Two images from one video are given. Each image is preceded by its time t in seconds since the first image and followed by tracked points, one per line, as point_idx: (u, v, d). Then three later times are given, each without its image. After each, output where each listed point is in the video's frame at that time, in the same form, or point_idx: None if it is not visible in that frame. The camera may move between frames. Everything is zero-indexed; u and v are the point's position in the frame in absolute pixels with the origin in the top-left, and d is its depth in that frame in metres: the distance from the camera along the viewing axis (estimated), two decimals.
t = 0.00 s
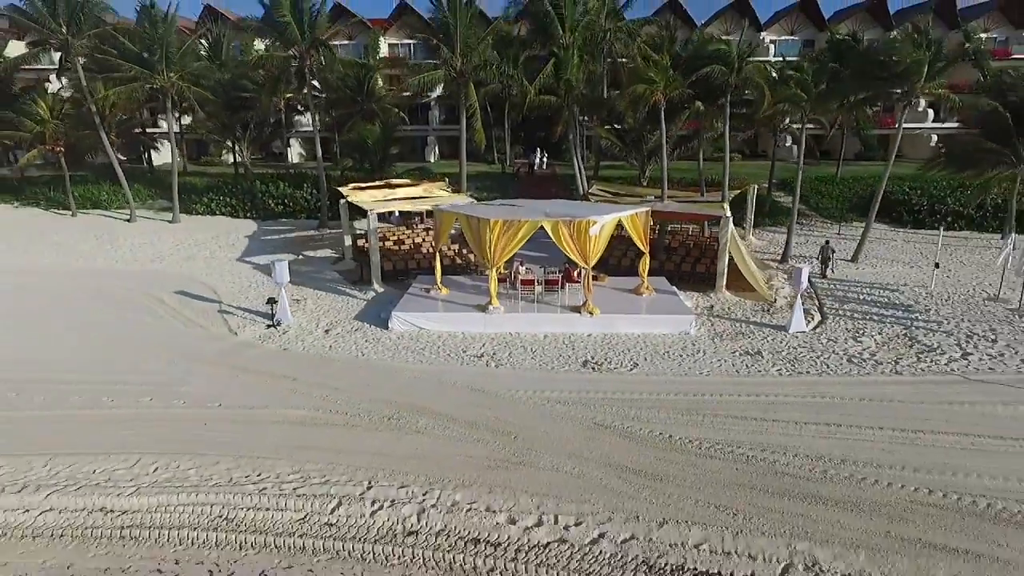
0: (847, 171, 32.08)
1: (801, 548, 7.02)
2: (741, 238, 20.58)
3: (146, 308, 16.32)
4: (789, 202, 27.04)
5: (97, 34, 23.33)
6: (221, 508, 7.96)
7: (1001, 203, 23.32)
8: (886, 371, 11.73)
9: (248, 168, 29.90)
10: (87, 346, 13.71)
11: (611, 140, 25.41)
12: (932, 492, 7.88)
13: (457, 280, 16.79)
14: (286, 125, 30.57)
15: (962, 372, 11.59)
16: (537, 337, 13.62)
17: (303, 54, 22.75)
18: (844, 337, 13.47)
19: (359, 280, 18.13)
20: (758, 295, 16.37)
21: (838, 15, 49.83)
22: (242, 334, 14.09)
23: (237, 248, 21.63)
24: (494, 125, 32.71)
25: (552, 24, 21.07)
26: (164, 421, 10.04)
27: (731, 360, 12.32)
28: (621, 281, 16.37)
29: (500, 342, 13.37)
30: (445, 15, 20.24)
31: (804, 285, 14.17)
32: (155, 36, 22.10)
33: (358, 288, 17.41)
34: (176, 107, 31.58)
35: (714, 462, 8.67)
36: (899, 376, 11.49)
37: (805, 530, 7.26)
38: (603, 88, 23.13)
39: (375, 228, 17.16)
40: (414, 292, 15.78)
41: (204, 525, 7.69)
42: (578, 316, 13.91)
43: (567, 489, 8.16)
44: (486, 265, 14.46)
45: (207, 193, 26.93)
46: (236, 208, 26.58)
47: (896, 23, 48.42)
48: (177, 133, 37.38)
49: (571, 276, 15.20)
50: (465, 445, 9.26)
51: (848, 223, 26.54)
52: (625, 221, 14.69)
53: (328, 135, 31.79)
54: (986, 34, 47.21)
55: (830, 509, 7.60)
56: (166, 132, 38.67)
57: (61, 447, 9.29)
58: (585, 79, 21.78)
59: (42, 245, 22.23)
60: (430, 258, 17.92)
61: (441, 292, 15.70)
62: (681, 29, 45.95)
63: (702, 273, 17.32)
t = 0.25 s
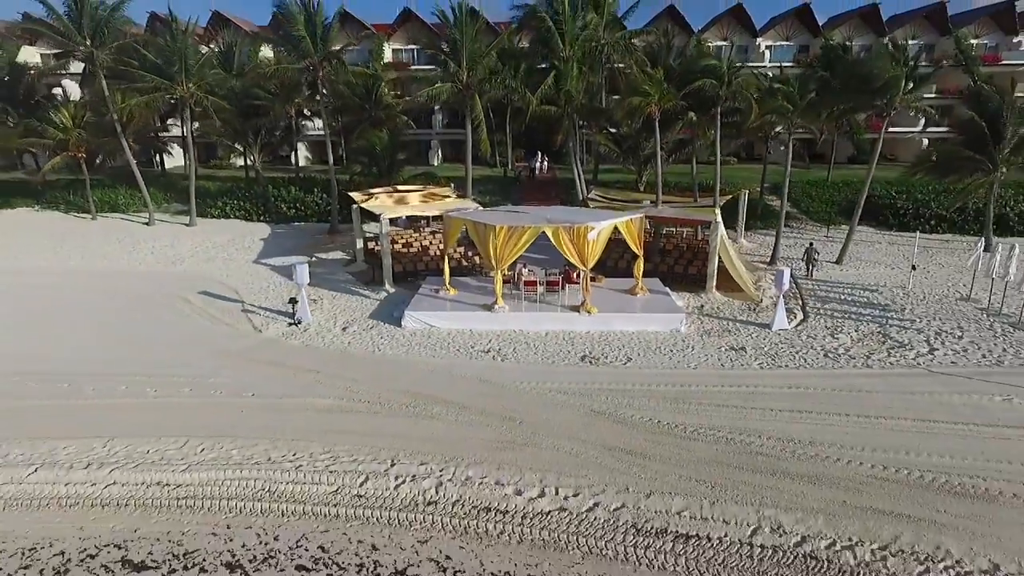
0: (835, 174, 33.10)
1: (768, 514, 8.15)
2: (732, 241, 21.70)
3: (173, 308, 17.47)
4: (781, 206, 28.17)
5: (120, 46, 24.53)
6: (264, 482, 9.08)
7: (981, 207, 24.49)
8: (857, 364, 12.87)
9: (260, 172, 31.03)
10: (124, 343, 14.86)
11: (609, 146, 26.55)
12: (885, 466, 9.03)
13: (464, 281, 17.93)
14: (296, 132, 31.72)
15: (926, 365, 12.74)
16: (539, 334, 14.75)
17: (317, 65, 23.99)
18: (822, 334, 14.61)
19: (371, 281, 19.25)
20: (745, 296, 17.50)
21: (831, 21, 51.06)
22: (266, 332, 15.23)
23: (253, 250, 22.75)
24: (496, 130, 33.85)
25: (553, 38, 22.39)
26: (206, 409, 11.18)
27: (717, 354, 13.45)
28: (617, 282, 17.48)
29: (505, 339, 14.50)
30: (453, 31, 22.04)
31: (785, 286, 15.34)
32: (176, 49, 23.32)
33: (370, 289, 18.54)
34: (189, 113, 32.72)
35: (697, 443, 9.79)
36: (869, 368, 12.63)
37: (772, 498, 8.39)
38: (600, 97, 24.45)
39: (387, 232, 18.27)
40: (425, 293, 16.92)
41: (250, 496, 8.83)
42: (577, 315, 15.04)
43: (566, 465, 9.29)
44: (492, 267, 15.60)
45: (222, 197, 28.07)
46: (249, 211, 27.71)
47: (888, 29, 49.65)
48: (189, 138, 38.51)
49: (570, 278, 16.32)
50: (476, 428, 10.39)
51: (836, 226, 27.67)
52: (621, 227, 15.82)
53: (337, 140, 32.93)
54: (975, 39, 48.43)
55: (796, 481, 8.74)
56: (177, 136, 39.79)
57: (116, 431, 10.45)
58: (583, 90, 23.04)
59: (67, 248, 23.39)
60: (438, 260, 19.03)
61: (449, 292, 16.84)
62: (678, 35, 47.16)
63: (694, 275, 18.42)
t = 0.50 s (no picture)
0: (833, 179, 33.76)
1: (745, 488, 9.29)
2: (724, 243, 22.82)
3: (199, 308, 18.64)
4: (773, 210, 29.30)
5: (142, 58, 25.78)
6: (299, 462, 10.25)
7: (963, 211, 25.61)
8: (834, 359, 13.99)
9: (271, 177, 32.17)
10: (157, 341, 16.04)
11: (608, 152, 27.69)
12: (850, 448, 10.17)
13: (471, 282, 19.07)
14: (307, 138, 32.89)
15: (897, 360, 13.86)
16: (542, 332, 15.89)
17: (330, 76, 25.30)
18: (805, 331, 15.74)
19: (382, 282, 20.38)
20: (735, 296, 18.62)
21: (825, 28, 52.33)
22: (288, 330, 16.38)
23: (269, 253, 23.88)
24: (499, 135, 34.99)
25: (555, 50, 23.98)
26: (241, 400, 12.37)
27: (706, 350, 14.59)
28: (614, 283, 18.61)
29: (511, 336, 15.64)
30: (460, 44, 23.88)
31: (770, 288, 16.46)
32: (196, 61, 24.59)
33: (382, 289, 19.66)
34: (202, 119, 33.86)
35: (684, 428, 10.94)
36: (845, 363, 13.74)
37: (748, 475, 9.54)
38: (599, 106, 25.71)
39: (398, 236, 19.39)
40: (434, 293, 18.06)
41: (288, 474, 10.00)
42: (577, 314, 16.17)
43: (567, 447, 10.45)
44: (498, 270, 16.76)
45: (235, 202, 29.19)
46: (262, 215, 28.84)
47: (880, 36, 50.92)
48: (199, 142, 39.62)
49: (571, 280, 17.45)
50: (486, 416, 11.55)
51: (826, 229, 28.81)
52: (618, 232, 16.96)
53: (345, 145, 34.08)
54: (965, 46, 49.69)
55: (771, 461, 9.89)
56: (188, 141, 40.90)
57: (163, 418, 11.64)
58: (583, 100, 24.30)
59: (92, 251, 24.57)
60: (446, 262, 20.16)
61: (457, 293, 17.97)
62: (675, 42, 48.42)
63: (687, 276, 19.54)
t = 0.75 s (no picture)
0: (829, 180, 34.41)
1: (726, 469, 10.42)
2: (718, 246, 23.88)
3: (221, 308, 19.80)
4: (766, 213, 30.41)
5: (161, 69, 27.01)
6: (326, 447, 11.40)
7: (948, 215, 26.68)
8: (815, 354, 15.10)
9: (282, 181, 33.27)
10: (185, 339, 17.20)
11: (607, 158, 28.82)
12: (823, 433, 11.30)
13: (477, 284, 20.20)
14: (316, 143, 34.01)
15: (873, 355, 14.97)
16: (545, 330, 17.01)
17: (341, 87, 26.60)
18: (789, 330, 16.86)
19: (393, 283, 21.51)
20: (726, 297, 19.74)
21: (821, 34, 53.54)
22: (307, 329, 17.52)
23: (282, 255, 25.00)
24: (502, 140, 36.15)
25: (556, 63, 25.75)
26: (269, 392, 13.52)
27: (696, 347, 15.72)
28: (612, 285, 19.72)
29: (515, 334, 16.77)
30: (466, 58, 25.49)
31: (757, 289, 17.57)
32: (214, 72, 25.80)
33: (392, 290, 20.79)
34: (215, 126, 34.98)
35: (674, 417, 12.07)
36: (825, 358, 14.84)
37: (729, 457, 10.67)
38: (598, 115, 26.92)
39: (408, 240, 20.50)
40: (443, 294, 19.18)
41: (317, 456, 11.15)
42: (578, 314, 17.30)
43: (567, 433, 11.59)
44: (504, 272, 17.90)
45: (248, 205, 30.33)
46: (274, 218, 29.98)
47: (874, 42, 52.12)
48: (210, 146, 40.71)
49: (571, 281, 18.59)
50: (494, 406, 12.69)
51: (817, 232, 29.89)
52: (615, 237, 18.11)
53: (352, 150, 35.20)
54: (957, 52, 50.86)
55: (750, 445, 11.02)
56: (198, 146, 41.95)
57: (201, 408, 12.80)
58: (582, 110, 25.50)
59: (114, 253, 25.74)
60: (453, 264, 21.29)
61: (464, 294, 19.10)
62: (674, 48, 49.61)
63: (681, 278, 20.66)
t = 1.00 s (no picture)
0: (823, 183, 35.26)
1: (710, 453, 11.56)
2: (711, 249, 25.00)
3: (240, 307, 20.95)
4: (759, 217, 31.53)
5: (178, 79, 28.22)
6: (349, 434, 12.56)
7: (932, 219, 27.83)
8: (798, 351, 16.24)
9: (291, 186, 34.41)
10: (210, 337, 18.35)
11: (605, 165, 29.97)
12: (800, 421, 12.44)
13: (482, 286, 21.36)
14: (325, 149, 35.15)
15: (851, 352, 16.12)
16: (547, 329, 18.14)
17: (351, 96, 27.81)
18: (775, 329, 18.00)
19: (402, 284, 22.66)
20: (717, 298, 20.91)
21: (816, 40, 54.71)
22: (323, 327, 18.67)
23: (295, 258, 26.13)
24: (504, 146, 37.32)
25: (557, 74, 27.20)
26: (293, 386, 14.69)
27: (688, 344, 16.87)
28: (610, 287, 20.87)
29: (518, 333, 17.89)
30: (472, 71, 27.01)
31: (746, 291, 18.71)
32: (230, 82, 27.00)
33: (402, 292, 21.93)
34: (226, 132, 36.14)
35: (665, 407, 13.21)
36: (807, 355, 15.96)
37: (714, 443, 11.82)
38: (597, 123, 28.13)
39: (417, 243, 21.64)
40: (450, 295, 20.33)
41: (341, 442, 12.31)
42: (578, 314, 18.45)
43: (567, 422, 12.75)
44: (508, 275, 19.07)
45: (260, 209, 31.47)
46: (285, 221, 31.11)
47: (868, 48, 53.29)
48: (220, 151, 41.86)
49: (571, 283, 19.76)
50: (501, 398, 13.84)
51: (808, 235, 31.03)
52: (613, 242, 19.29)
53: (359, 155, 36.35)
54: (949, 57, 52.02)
55: (734, 432, 12.17)
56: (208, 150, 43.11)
57: (231, 400, 13.96)
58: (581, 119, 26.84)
59: (134, 255, 26.90)
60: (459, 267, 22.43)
61: (470, 295, 20.25)
62: (671, 55, 50.79)
63: (675, 280, 21.80)
